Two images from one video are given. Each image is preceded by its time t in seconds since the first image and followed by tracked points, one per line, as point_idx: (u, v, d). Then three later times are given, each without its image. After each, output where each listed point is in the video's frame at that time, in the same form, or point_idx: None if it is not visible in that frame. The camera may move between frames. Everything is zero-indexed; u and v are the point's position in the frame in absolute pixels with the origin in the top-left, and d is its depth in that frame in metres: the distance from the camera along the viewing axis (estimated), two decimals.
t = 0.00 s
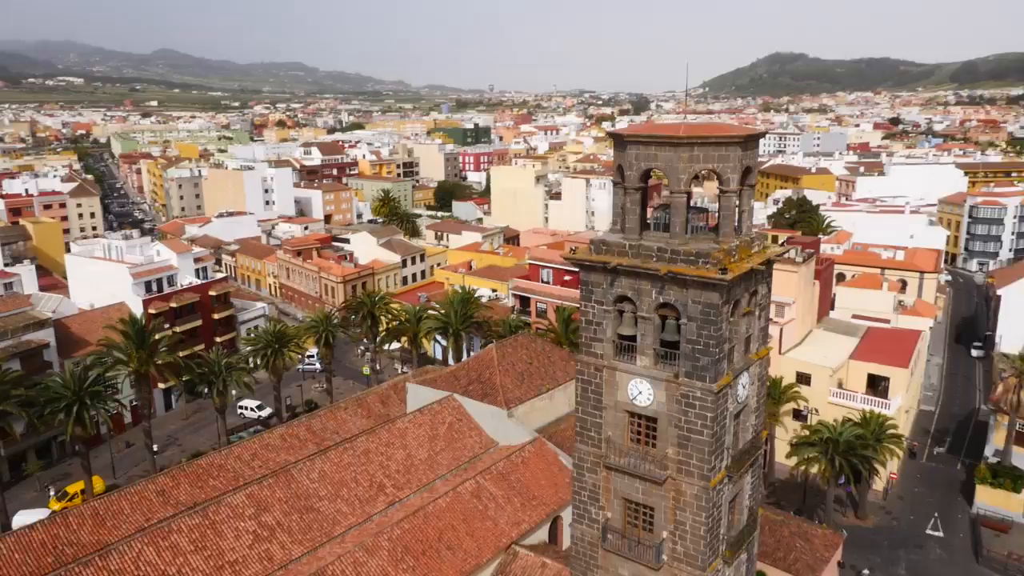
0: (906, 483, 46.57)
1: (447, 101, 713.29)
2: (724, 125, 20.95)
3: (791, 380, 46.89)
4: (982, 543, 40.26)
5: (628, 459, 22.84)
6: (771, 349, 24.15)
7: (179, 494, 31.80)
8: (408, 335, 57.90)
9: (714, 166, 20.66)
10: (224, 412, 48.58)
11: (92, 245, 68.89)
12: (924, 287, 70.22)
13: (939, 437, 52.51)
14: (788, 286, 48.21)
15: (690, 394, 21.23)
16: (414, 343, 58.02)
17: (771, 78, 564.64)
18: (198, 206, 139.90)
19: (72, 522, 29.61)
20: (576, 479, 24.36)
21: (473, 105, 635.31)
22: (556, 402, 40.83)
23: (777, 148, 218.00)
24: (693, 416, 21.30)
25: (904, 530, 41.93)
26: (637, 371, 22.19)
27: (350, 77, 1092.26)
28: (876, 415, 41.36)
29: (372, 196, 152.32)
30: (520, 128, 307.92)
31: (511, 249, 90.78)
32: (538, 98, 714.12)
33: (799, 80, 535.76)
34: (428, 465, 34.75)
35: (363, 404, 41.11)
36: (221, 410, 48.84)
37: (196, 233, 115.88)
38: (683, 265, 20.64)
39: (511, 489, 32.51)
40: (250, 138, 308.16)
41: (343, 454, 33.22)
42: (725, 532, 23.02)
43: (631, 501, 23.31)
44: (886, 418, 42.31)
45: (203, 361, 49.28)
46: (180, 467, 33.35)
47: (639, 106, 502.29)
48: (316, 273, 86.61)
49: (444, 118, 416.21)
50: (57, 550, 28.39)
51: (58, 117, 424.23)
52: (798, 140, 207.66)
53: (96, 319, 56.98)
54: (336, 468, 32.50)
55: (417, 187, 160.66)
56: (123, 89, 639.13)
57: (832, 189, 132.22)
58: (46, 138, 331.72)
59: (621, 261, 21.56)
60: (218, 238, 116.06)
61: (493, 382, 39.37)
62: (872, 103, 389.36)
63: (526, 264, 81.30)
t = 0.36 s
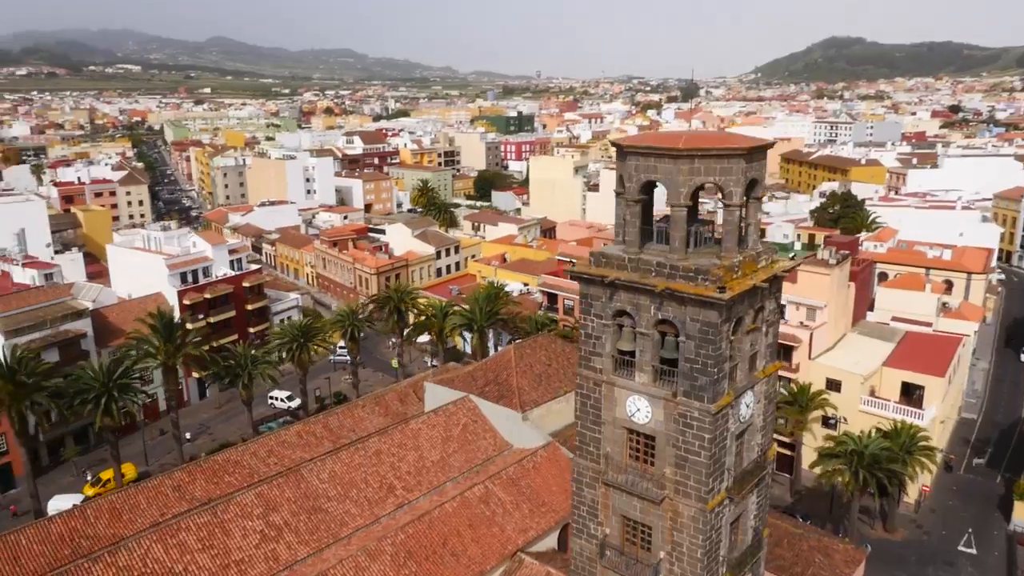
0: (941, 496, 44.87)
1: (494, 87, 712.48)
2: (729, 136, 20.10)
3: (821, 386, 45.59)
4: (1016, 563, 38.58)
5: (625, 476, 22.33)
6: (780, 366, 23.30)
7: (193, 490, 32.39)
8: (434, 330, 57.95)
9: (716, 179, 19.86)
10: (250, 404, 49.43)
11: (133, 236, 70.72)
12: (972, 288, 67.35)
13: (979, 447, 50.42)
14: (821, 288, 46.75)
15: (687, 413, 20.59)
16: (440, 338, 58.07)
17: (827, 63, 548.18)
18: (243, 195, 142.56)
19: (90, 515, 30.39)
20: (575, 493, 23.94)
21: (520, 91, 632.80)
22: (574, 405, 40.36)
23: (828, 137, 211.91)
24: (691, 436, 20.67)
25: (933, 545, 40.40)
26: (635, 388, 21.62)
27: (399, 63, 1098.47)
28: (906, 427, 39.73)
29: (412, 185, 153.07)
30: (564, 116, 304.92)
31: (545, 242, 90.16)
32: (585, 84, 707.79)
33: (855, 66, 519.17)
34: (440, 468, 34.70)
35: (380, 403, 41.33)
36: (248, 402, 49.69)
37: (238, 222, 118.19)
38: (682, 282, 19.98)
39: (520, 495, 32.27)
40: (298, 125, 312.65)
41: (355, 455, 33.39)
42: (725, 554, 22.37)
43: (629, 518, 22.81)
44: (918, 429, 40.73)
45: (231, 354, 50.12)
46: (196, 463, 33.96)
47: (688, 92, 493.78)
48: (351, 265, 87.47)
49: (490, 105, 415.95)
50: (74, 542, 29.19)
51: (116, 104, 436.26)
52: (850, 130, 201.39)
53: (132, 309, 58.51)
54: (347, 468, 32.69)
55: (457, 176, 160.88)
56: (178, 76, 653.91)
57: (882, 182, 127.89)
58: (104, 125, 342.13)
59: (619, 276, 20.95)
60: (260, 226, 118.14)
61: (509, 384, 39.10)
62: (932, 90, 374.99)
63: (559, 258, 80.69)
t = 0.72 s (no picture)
0: (977, 511, 43.13)
1: (544, 72, 708.47)
2: (730, 147, 19.37)
3: (852, 392, 44.21)
4: None
5: (622, 491, 21.94)
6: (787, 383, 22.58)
7: (211, 482, 33.12)
8: (462, 324, 58.04)
9: (716, 194, 19.16)
10: (278, 394, 50.30)
11: (174, 224, 72.49)
12: None
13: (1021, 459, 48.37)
14: (855, 291, 45.14)
15: (683, 432, 20.07)
16: (468, 332, 58.14)
17: (890, 47, 528.25)
18: (288, 181, 144.86)
19: (111, 504, 31.34)
20: (573, 505, 23.68)
21: (570, 77, 627.40)
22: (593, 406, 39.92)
23: (886, 125, 204.50)
24: (686, 455, 20.17)
25: (963, 560, 38.93)
26: (632, 404, 21.19)
27: (450, 48, 1100.02)
28: (940, 438, 38.01)
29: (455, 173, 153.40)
30: (613, 102, 301.58)
31: (581, 234, 89.39)
32: (636, 69, 698.14)
33: (920, 50, 499.29)
34: (453, 467, 34.76)
35: (400, 398, 41.62)
36: (276, 392, 50.55)
37: (282, 209, 120.23)
38: (678, 297, 19.43)
39: (531, 499, 32.15)
40: (347, 111, 315.98)
41: (368, 453, 33.66)
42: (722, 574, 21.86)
43: (626, 533, 22.43)
44: (951, 442, 39.14)
45: (260, 346, 51.02)
46: (215, 455, 34.68)
47: (743, 77, 482.94)
48: (388, 254, 88.24)
49: (538, 91, 413.48)
50: (94, 529, 30.13)
51: (173, 90, 447.10)
52: (908, 118, 194.00)
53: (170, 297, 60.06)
54: (359, 466, 32.99)
55: (500, 165, 160.45)
56: (233, 62, 666.93)
57: (939, 175, 123.01)
58: (161, 111, 351.18)
59: (616, 288, 20.49)
60: (303, 214, 119.97)
61: (526, 384, 38.94)
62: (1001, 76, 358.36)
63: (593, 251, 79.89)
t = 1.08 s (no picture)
0: (1013, 527, 41.49)
1: (594, 57, 700.82)
2: (728, 159, 18.78)
3: (883, 400, 42.84)
4: None
5: (617, 504, 21.71)
6: (790, 400, 21.97)
7: (229, 474, 33.94)
8: (489, 317, 58.06)
9: (711, 208, 18.65)
10: (306, 384, 51.19)
11: (214, 213, 74.04)
12: None
13: None
14: (889, 294, 43.63)
15: (676, 449, 19.71)
16: (495, 326, 58.15)
17: (955, 30, 506.90)
18: (331, 168, 146.65)
19: (132, 493, 32.38)
20: (571, 515, 23.52)
21: (620, 61, 619.08)
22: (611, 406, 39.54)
23: (946, 113, 196.71)
24: (678, 473, 19.80)
25: None
26: (626, 418, 20.89)
27: (500, 32, 1095.81)
28: (972, 451, 36.56)
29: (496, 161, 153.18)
30: (660, 88, 296.62)
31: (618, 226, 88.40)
32: (688, 53, 684.92)
33: (988, 32, 477.73)
34: (466, 466, 34.91)
35: (419, 394, 41.97)
36: (304, 382, 51.42)
37: (325, 196, 121.86)
38: (670, 312, 19.01)
39: (540, 502, 32.10)
40: (393, 96, 317.63)
41: (381, 449, 34.02)
42: None
43: (621, 547, 22.18)
44: (984, 455, 37.62)
45: (289, 336, 51.90)
46: (235, 447, 35.52)
47: (798, 61, 469.24)
48: (423, 243, 88.73)
49: (586, 76, 409.35)
50: (116, 516, 31.20)
51: (228, 75, 456.30)
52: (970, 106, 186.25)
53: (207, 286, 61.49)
54: (372, 463, 33.37)
55: (542, 153, 159.63)
56: (286, 47, 676.58)
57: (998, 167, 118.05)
58: (214, 96, 358.73)
59: (610, 302, 20.15)
60: (344, 201, 121.39)
61: (543, 384, 38.78)
62: None
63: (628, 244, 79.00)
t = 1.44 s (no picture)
0: None
1: (645, 42, 690.57)
2: (723, 173, 18.39)
3: (913, 409, 41.67)
4: None
5: (610, 517, 21.57)
6: (791, 418, 21.46)
7: (248, 465, 34.82)
8: (517, 312, 58.12)
9: (704, 224, 18.30)
10: (333, 375, 52.09)
11: (254, 203, 75.54)
12: None
13: None
14: (923, 300, 42.18)
15: (666, 467, 19.46)
16: (523, 321, 58.18)
17: None
18: (375, 156, 148.09)
19: (155, 481, 33.51)
20: (568, 525, 23.46)
21: (671, 46, 608.43)
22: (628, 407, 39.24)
23: (1011, 104, 188.21)
24: (668, 490, 19.57)
25: None
26: (619, 432, 20.72)
27: (550, 17, 1087.60)
28: (1003, 467, 35.24)
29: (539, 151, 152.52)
30: (711, 75, 290.80)
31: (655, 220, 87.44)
32: (742, 39, 669.20)
33: None
34: (478, 465, 35.09)
35: (439, 390, 42.30)
36: (332, 373, 52.33)
37: (366, 185, 123.18)
38: (661, 330, 18.74)
39: (549, 505, 32.12)
40: (441, 83, 318.34)
41: (395, 446, 34.45)
42: None
43: (614, 559, 22.04)
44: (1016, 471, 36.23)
45: (318, 328, 52.85)
46: (255, 439, 36.42)
47: (858, 47, 454.18)
48: (459, 235, 89.05)
49: (635, 63, 403.71)
50: (138, 503, 32.38)
51: (281, 61, 463.81)
52: None
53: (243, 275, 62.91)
54: (385, 459, 33.82)
55: (585, 142, 158.28)
56: (338, 33, 683.66)
57: None
58: (267, 83, 365.03)
59: (603, 316, 19.93)
60: (385, 190, 122.47)
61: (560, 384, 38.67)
62: None
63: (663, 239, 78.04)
